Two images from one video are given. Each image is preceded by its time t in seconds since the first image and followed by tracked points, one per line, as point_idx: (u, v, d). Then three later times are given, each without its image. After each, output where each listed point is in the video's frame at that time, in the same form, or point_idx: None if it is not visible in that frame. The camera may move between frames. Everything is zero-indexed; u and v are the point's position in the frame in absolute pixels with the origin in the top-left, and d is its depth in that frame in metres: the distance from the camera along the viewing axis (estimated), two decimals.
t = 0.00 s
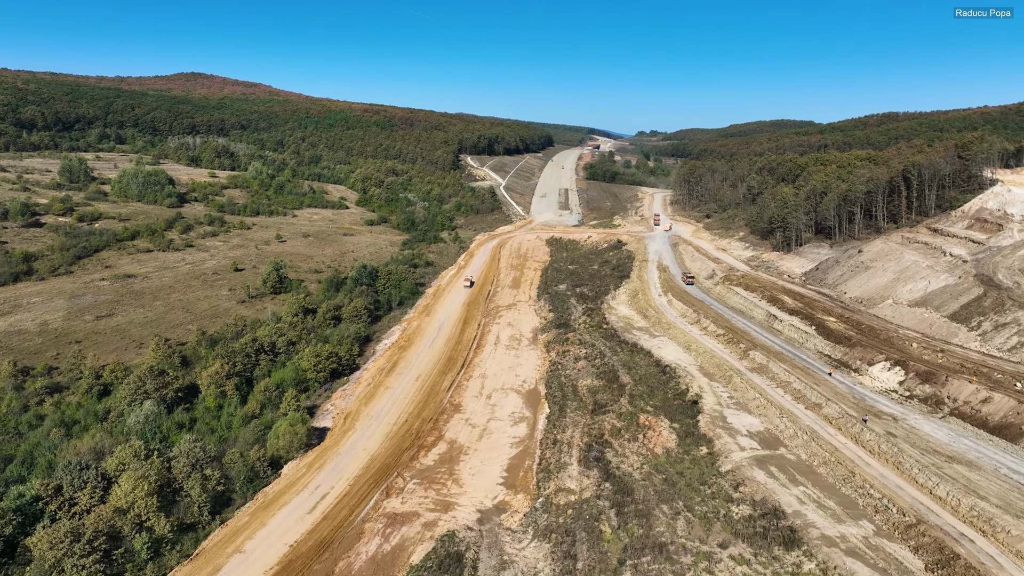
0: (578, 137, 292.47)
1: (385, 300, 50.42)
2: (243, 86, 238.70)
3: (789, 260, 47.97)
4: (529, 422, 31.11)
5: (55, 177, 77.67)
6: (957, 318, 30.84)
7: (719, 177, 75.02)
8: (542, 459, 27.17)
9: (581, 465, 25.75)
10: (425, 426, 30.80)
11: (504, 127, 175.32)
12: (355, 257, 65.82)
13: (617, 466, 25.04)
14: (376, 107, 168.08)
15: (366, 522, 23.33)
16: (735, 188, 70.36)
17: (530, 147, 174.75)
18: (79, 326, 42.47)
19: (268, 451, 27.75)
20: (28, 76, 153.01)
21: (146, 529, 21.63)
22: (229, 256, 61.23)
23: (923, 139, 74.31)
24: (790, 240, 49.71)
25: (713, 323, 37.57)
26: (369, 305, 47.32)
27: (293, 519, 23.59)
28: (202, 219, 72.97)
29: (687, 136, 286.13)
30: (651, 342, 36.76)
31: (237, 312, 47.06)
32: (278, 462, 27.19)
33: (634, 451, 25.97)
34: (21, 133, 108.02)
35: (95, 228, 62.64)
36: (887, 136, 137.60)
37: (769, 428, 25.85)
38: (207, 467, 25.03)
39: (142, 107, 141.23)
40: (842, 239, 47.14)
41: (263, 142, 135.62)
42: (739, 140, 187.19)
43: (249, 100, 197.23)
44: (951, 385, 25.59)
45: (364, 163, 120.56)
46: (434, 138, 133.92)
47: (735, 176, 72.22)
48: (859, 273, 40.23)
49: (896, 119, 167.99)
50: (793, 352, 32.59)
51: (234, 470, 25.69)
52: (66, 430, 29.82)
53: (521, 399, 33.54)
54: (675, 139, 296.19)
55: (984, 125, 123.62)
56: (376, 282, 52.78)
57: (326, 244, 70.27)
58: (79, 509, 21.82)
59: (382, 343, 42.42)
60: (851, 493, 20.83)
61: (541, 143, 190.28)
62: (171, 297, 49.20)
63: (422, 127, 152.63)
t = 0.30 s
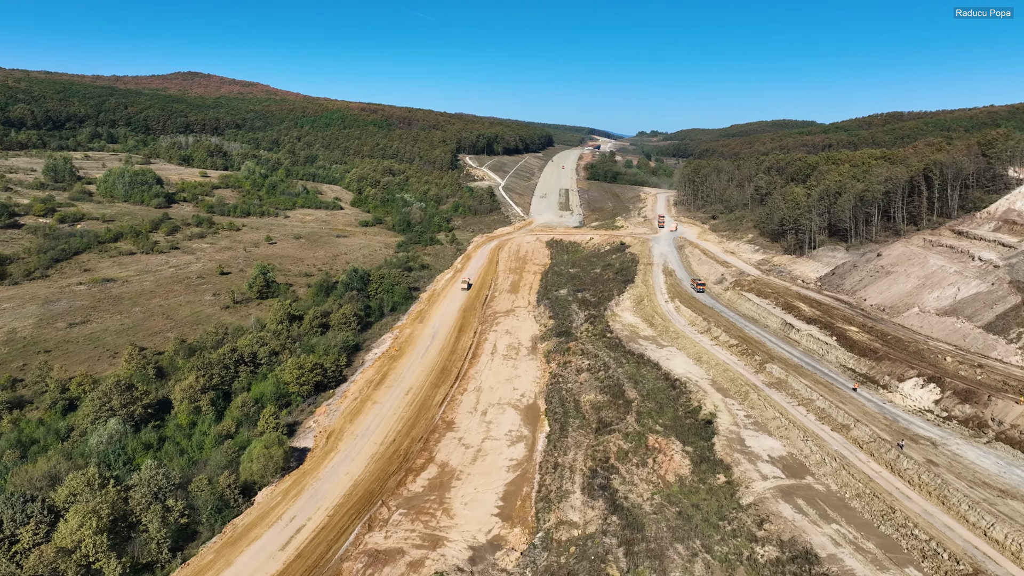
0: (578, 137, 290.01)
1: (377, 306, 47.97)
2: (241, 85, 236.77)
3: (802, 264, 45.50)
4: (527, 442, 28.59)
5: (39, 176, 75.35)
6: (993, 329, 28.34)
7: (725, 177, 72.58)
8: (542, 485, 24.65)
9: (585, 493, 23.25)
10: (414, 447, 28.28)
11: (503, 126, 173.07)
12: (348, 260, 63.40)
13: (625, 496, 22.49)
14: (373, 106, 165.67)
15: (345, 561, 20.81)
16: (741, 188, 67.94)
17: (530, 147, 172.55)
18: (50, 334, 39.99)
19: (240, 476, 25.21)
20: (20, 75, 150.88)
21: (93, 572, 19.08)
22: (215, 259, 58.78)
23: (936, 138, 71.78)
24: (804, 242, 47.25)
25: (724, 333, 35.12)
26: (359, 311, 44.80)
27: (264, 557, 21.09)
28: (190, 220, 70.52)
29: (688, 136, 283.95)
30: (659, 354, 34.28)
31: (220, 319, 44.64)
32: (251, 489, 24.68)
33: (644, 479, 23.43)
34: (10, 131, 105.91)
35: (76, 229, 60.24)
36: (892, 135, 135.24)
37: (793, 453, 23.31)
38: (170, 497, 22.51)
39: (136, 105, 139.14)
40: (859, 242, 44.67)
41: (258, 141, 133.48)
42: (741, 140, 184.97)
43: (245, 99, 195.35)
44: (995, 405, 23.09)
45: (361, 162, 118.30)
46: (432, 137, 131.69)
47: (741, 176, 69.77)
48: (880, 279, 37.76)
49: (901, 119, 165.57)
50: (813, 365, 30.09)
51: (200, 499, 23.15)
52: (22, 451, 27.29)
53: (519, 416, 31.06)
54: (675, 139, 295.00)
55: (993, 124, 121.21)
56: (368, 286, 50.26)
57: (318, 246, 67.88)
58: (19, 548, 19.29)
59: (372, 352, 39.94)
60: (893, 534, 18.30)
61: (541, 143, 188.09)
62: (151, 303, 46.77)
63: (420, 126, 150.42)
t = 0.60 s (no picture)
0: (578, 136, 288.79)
1: (368, 312, 45.48)
2: (237, 84, 234.49)
3: (817, 268, 43.05)
4: (525, 466, 26.08)
5: (21, 175, 72.85)
6: None
7: (732, 176, 70.10)
8: (541, 517, 22.14)
9: (589, 528, 20.77)
10: (401, 471, 25.77)
11: (503, 126, 170.70)
12: (339, 262, 60.88)
13: (634, 533, 19.99)
14: (370, 105, 163.26)
15: None
16: (749, 188, 65.46)
17: (530, 146, 170.21)
18: (17, 342, 37.44)
19: (206, 506, 22.70)
20: (12, 73, 148.64)
21: None
22: (200, 261, 56.30)
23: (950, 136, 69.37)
24: (819, 245, 44.77)
25: (737, 343, 32.64)
26: (348, 318, 42.29)
27: None
28: (176, 220, 68.03)
29: (689, 136, 281.66)
30: (667, 366, 31.83)
31: (200, 326, 42.14)
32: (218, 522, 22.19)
33: (655, 512, 20.94)
34: None
35: (55, 230, 57.71)
36: (899, 133, 132.82)
37: (822, 483, 20.82)
38: (123, 533, 19.98)
39: (129, 103, 136.79)
40: (878, 244, 42.20)
41: (253, 140, 131.08)
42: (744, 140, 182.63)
43: (241, 98, 193.07)
44: None
45: (357, 162, 115.86)
46: (430, 136, 129.33)
47: (749, 175, 67.27)
48: (903, 284, 35.27)
49: (905, 118, 163.39)
50: (836, 379, 27.61)
51: (158, 536, 20.63)
52: None
53: (516, 435, 28.54)
54: (676, 139, 292.71)
55: (1001, 123, 119.00)
56: (358, 291, 47.75)
57: (309, 248, 65.38)
58: None
59: (360, 362, 37.49)
60: None
61: (541, 142, 185.73)
62: (128, 308, 44.23)
63: (418, 124, 148.02)
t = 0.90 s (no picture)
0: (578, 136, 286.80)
1: (357, 318, 43.03)
2: (234, 83, 232.33)
3: (833, 272, 40.61)
4: (522, 494, 23.60)
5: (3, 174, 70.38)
6: None
7: (738, 175, 67.74)
8: (540, 558, 19.63)
9: (594, 572, 18.27)
10: (384, 500, 23.26)
11: (502, 124, 168.38)
12: (330, 265, 58.44)
13: None
14: (368, 103, 160.89)
15: None
16: (756, 187, 63.09)
17: (530, 145, 168.00)
18: None
19: (163, 544, 20.21)
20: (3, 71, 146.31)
21: None
22: (183, 264, 53.84)
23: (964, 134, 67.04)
24: (834, 247, 42.37)
25: (752, 354, 30.21)
26: (335, 325, 39.80)
27: None
28: (162, 221, 65.56)
29: (690, 136, 279.68)
30: (677, 379, 29.36)
31: (178, 334, 39.67)
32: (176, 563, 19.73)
33: (668, 553, 18.47)
34: None
35: (33, 231, 55.24)
36: (905, 132, 130.55)
37: (857, 521, 18.35)
38: None
39: (121, 101, 134.45)
40: (898, 246, 39.79)
41: (247, 139, 128.72)
42: (746, 139, 180.50)
43: (237, 96, 190.89)
44: None
45: (353, 161, 113.54)
46: (428, 134, 127.01)
47: (756, 174, 64.84)
48: (930, 290, 32.78)
49: (910, 117, 161.27)
50: (864, 397, 25.12)
51: None
52: None
53: (513, 458, 26.05)
54: (677, 138, 290.92)
55: (1009, 122, 116.89)
56: (347, 296, 45.28)
57: (299, 250, 62.95)
58: None
59: (346, 373, 35.02)
60: None
61: (540, 141, 183.47)
62: (103, 314, 41.75)
63: (415, 123, 145.64)
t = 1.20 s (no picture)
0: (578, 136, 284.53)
1: (345, 325, 40.56)
2: (231, 81, 230.12)
3: (851, 276, 38.10)
4: (518, 528, 21.13)
5: None
6: None
7: (746, 174, 65.29)
8: None
9: None
10: (364, 536, 20.77)
11: (501, 123, 166.06)
12: (320, 268, 56.00)
13: None
14: (365, 101, 158.45)
15: None
16: (765, 187, 60.64)
17: (529, 145, 165.61)
18: None
19: None
20: None
21: None
22: (165, 267, 51.37)
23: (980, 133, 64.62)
24: (852, 250, 39.84)
25: (771, 368, 27.71)
26: (321, 332, 37.31)
27: None
28: (147, 221, 63.06)
29: (691, 135, 277.44)
30: (688, 396, 26.88)
31: (153, 342, 37.20)
32: None
33: None
34: None
35: (8, 233, 52.75)
36: (911, 130, 128.12)
37: (903, 571, 15.87)
38: None
39: (113, 99, 132.08)
40: (921, 250, 37.30)
41: (241, 137, 126.27)
42: (749, 138, 178.24)
43: (233, 95, 188.74)
44: None
45: (349, 160, 111.20)
46: (425, 133, 124.61)
47: (765, 173, 62.35)
48: (961, 297, 30.27)
49: (915, 116, 159.01)
50: (897, 418, 22.65)
51: None
52: None
53: (508, 485, 23.57)
54: (677, 138, 288.84)
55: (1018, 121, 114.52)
56: (335, 302, 42.80)
57: (289, 252, 60.50)
58: None
59: (330, 386, 32.56)
60: None
61: (540, 141, 181.14)
62: (74, 321, 39.24)
63: (413, 121, 143.33)
